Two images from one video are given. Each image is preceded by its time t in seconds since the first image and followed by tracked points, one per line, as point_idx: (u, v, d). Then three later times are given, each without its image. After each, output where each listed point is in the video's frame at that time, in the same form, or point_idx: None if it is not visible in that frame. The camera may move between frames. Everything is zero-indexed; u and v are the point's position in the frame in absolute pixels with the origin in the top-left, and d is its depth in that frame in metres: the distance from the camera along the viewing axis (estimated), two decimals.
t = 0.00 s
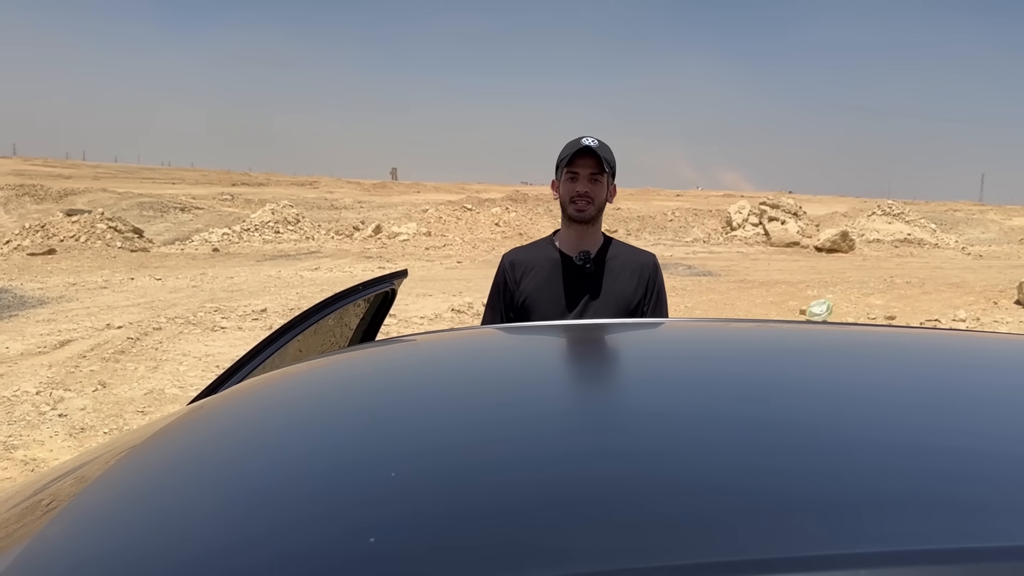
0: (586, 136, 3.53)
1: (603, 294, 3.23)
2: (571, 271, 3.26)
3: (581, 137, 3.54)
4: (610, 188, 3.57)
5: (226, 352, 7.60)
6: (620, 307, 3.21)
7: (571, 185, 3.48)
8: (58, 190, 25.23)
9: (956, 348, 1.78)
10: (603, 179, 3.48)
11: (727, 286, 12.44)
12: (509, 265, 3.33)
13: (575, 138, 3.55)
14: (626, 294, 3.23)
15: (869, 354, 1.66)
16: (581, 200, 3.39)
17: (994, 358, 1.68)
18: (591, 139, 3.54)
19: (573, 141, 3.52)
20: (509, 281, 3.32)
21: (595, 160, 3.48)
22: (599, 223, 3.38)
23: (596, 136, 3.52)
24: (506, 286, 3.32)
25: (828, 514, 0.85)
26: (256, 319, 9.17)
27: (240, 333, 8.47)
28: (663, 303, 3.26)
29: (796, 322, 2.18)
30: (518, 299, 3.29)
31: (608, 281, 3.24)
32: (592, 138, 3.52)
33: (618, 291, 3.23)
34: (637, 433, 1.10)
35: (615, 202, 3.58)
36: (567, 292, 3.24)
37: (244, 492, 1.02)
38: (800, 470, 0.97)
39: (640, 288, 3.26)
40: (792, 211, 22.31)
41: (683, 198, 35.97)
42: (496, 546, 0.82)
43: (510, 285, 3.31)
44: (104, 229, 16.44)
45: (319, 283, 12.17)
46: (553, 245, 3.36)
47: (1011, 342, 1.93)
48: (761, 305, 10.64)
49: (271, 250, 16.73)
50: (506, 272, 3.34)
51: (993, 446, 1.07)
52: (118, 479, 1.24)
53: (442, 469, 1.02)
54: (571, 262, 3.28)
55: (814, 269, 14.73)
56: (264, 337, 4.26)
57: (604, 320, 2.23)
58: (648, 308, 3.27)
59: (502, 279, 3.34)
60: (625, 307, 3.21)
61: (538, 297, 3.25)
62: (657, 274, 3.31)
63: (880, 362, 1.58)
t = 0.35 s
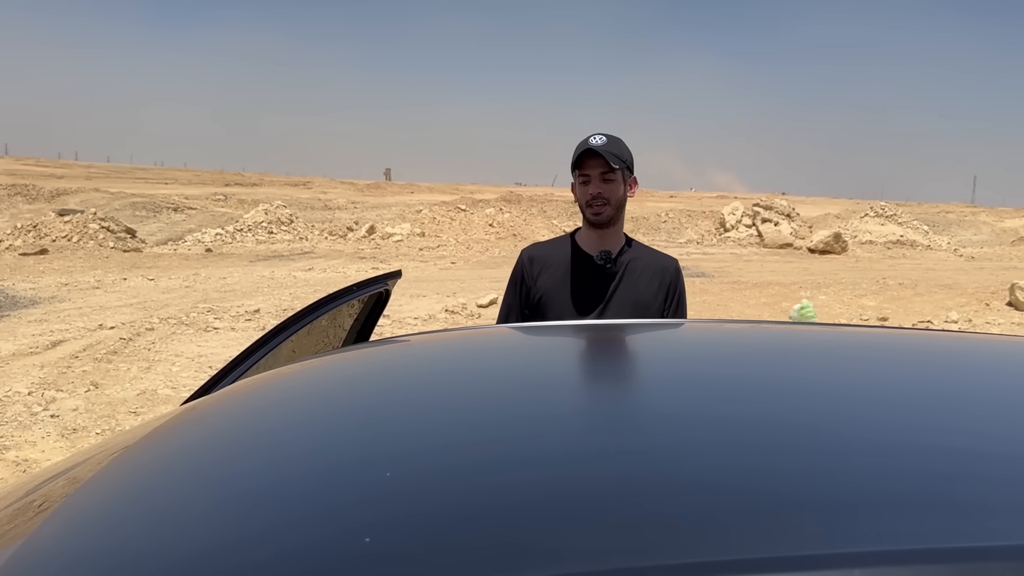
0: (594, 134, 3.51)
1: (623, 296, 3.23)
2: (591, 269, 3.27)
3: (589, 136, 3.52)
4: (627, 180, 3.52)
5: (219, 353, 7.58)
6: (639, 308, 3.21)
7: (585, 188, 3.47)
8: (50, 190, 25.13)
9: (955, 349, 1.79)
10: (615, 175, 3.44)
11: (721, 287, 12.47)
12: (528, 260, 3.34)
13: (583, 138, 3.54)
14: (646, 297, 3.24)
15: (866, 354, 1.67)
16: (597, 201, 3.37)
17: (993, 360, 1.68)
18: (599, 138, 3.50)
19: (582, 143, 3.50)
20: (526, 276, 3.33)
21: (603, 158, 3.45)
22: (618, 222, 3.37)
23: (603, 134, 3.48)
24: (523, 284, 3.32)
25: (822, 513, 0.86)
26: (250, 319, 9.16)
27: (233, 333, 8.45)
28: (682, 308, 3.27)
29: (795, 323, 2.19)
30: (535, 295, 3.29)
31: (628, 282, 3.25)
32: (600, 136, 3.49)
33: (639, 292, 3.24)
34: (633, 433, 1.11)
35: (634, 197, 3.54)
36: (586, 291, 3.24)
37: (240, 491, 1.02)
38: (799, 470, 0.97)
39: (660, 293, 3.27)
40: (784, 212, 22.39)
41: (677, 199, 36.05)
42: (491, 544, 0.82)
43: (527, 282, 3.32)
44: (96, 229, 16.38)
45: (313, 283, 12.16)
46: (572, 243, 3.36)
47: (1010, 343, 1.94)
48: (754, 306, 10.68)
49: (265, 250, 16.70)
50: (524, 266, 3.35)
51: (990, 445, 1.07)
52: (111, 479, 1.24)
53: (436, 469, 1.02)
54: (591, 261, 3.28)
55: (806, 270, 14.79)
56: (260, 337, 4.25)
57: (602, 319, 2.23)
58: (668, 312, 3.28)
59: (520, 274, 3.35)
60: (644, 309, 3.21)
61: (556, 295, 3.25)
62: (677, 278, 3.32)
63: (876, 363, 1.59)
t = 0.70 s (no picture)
0: (606, 136, 3.46)
1: (631, 300, 3.24)
2: (601, 270, 3.28)
3: (601, 137, 3.47)
4: (641, 182, 3.47)
5: (212, 353, 7.56)
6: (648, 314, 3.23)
7: (597, 191, 3.43)
8: (42, 190, 25.02)
9: (949, 348, 1.80)
10: (629, 177, 3.39)
11: (714, 287, 12.49)
12: (536, 257, 3.34)
13: (596, 139, 3.49)
14: (655, 302, 3.25)
15: (860, 353, 1.68)
16: (610, 205, 3.34)
17: (988, 358, 1.69)
18: (612, 139, 3.45)
19: (594, 144, 3.46)
20: (533, 273, 3.34)
21: (616, 160, 3.41)
22: (631, 225, 3.33)
23: (615, 135, 3.43)
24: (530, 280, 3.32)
25: (817, 509, 0.86)
26: (243, 319, 9.13)
27: (226, 333, 8.43)
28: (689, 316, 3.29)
29: (791, 322, 2.19)
30: (541, 293, 3.30)
31: (637, 286, 3.27)
32: (612, 137, 3.44)
33: (648, 297, 3.25)
34: (628, 431, 1.11)
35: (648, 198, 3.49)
36: (594, 293, 3.25)
37: (235, 488, 1.02)
38: (795, 467, 0.97)
39: (669, 299, 3.28)
40: (778, 213, 22.45)
41: (671, 200, 36.12)
42: (487, 540, 0.82)
43: (534, 279, 3.32)
44: (88, 229, 16.31)
45: (306, 283, 12.13)
46: (583, 244, 3.35)
47: (1004, 342, 1.95)
48: (747, 306, 10.71)
49: (258, 250, 16.66)
50: (532, 262, 3.35)
51: (983, 442, 1.08)
52: (102, 477, 1.23)
53: (432, 467, 1.02)
54: (601, 263, 3.29)
55: (799, 271, 14.84)
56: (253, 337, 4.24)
57: (596, 318, 2.23)
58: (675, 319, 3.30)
59: (527, 269, 3.35)
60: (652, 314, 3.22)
61: (562, 295, 3.25)
62: (685, 285, 3.34)
63: (868, 360, 1.60)
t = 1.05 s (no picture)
0: (595, 134, 3.47)
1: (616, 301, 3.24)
2: (582, 274, 3.28)
3: (590, 136, 3.48)
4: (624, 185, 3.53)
5: (206, 353, 7.53)
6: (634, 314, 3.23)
7: (583, 189, 3.42)
8: (34, 189, 24.90)
9: (943, 345, 1.81)
10: (616, 179, 3.45)
11: (709, 287, 12.51)
12: (516, 263, 3.32)
13: (584, 137, 3.49)
14: (640, 301, 3.25)
15: (855, 351, 1.68)
16: (597, 206, 3.35)
17: (982, 356, 1.69)
18: (601, 138, 3.47)
19: (583, 142, 3.46)
20: (515, 280, 3.32)
21: (605, 161, 3.44)
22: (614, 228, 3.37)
23: (605, 135, 3.46)
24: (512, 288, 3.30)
25: (815, 505, 0.86)
26: (236, 319, 9.10)
27: (220, 333, 8.39)
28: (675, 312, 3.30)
29: (785, 322, 2.19)
30: (523, 300, 3.27)
31: (622, 287, 3.27)
32: (602, 136, 3.46)
33: (632, 297, 3.25)
34: (622, 428, 1.11)
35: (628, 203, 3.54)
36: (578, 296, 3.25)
37: (231, 487, 1.01)
38: (793, 463, 0.98)
39: (654, 297, 3.28)
40: (772, 213, 22.49)
41: (665, 200, 36.17)
42: (482, 537, 0.82)
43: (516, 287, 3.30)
44: (81, 228, 16.24)
45: (300, 283, 12.09)
46: (565, 248, 3.35)
47: (997, 339, 1.95)
48: (741, 306, 10.73)
49: (252, 250, 16.61)
50: (513, 269, 3.33)
51: (978, 437, 1.09)
52: (96, 477, 1.22)
53: (432, 463, 1.02)
54: (583, 266, 3.29)
55: (793, 271, 14.87)
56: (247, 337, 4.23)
57: (589, 317, 2.23)
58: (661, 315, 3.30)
59: (508, 276, 3.33)
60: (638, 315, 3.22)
61: (543, 301, 3.24)
62: (670, 282, 3.35)
63: (861, 358, 1.61)
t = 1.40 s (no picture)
0: (550, 127, 3.43)
1: (575, 297, 3.23)
2: (537, 274, 3.27)
3: (544, 128, 3.43)
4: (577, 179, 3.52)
5: (201, 352, 7.52)
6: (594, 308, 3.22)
7: (536, 182, 3.41)
8: (29, 189, 24.82)
9: (932, 342, 1.82)
10: (570, 174, 3.44)
11: (704, 286, 12.53)
12: (470, 270, 3.31)
13: (538, 129, 3.44)
14: (599, 295, 3.24)
15: (846, 349, 1.69)
16: (549, 200, 3.36)
17: (970, 353, 1.71)
18: (555, 130, 3.43)
19: (537, 134, 3.42)
20: (470, 287, 3.31)
21: (560, 154, 3.41)
22: (566, 222, 3.38)
23: (560, 128, 3.42)
24: (468, 294, 3.30)
25: (810, 502, 0.87)
26: (231, 318, 9.08)
27: (215, 333, 8.38)
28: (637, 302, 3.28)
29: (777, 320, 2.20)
30: (480, 305, 3.28)
31: (580, 283, 3.25)
32: (556, 129, 3.42)
33: (591, 292, 3.24)
34: (618, 426, 1.11)
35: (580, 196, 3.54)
36: (534, 295, 3.25)
37: (229, 485, 1.01)
38: (788, 459, 0.98)
39: (613, 290, 3.26)
40: (767, 212, 22.52)
41: (660, 199, 36.22)
42: (481, 533, 0.83)
43: (472, 292, 3.30)
44: (76, 228, 16.19)
45: (295, 283, 12.06)
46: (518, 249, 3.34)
47: (987, 336, 1.97)
48: (736, 305, 10.75)
49: (246, 249, 16.59)
50: (468, 276, 3.32)
51: (972, 433, 1.10)
52: (92, 476, 1.22)
53: (430, 460, 1.03)
54: (537, 264, 3.28)
55: (788, 270, 14.91)
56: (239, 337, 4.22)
57: (583, 315, 2.24)
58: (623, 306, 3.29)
59: (463, 283, 3.33)
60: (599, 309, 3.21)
61: (500, 305, 3.24)
62: (631, 272, 3.33)
63: (855, 356, 1.62)
